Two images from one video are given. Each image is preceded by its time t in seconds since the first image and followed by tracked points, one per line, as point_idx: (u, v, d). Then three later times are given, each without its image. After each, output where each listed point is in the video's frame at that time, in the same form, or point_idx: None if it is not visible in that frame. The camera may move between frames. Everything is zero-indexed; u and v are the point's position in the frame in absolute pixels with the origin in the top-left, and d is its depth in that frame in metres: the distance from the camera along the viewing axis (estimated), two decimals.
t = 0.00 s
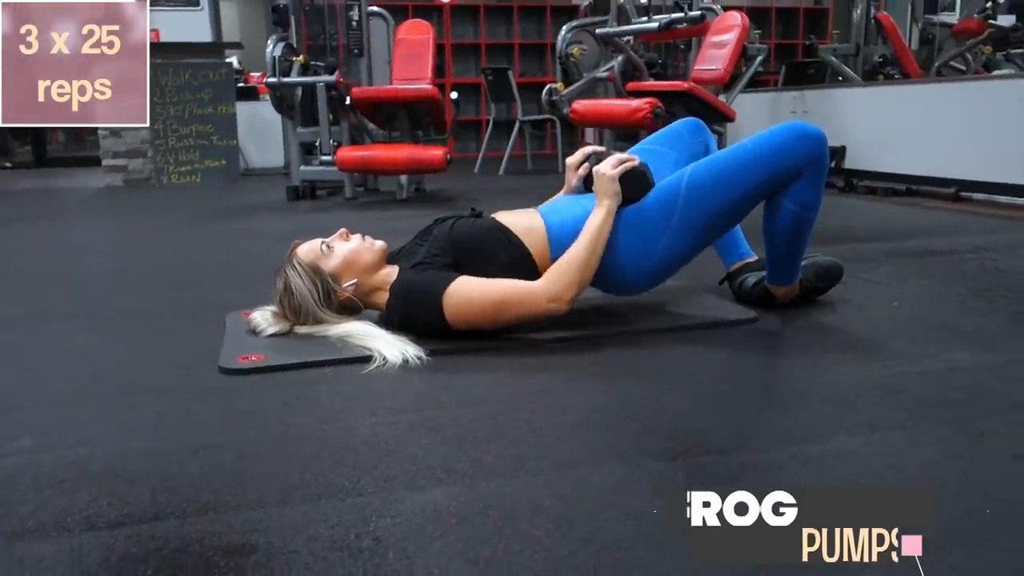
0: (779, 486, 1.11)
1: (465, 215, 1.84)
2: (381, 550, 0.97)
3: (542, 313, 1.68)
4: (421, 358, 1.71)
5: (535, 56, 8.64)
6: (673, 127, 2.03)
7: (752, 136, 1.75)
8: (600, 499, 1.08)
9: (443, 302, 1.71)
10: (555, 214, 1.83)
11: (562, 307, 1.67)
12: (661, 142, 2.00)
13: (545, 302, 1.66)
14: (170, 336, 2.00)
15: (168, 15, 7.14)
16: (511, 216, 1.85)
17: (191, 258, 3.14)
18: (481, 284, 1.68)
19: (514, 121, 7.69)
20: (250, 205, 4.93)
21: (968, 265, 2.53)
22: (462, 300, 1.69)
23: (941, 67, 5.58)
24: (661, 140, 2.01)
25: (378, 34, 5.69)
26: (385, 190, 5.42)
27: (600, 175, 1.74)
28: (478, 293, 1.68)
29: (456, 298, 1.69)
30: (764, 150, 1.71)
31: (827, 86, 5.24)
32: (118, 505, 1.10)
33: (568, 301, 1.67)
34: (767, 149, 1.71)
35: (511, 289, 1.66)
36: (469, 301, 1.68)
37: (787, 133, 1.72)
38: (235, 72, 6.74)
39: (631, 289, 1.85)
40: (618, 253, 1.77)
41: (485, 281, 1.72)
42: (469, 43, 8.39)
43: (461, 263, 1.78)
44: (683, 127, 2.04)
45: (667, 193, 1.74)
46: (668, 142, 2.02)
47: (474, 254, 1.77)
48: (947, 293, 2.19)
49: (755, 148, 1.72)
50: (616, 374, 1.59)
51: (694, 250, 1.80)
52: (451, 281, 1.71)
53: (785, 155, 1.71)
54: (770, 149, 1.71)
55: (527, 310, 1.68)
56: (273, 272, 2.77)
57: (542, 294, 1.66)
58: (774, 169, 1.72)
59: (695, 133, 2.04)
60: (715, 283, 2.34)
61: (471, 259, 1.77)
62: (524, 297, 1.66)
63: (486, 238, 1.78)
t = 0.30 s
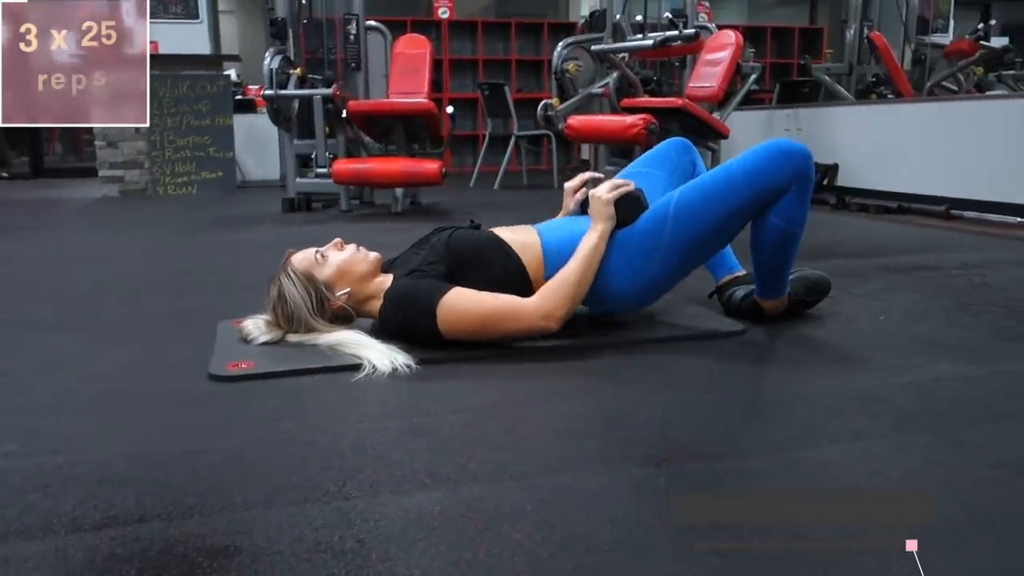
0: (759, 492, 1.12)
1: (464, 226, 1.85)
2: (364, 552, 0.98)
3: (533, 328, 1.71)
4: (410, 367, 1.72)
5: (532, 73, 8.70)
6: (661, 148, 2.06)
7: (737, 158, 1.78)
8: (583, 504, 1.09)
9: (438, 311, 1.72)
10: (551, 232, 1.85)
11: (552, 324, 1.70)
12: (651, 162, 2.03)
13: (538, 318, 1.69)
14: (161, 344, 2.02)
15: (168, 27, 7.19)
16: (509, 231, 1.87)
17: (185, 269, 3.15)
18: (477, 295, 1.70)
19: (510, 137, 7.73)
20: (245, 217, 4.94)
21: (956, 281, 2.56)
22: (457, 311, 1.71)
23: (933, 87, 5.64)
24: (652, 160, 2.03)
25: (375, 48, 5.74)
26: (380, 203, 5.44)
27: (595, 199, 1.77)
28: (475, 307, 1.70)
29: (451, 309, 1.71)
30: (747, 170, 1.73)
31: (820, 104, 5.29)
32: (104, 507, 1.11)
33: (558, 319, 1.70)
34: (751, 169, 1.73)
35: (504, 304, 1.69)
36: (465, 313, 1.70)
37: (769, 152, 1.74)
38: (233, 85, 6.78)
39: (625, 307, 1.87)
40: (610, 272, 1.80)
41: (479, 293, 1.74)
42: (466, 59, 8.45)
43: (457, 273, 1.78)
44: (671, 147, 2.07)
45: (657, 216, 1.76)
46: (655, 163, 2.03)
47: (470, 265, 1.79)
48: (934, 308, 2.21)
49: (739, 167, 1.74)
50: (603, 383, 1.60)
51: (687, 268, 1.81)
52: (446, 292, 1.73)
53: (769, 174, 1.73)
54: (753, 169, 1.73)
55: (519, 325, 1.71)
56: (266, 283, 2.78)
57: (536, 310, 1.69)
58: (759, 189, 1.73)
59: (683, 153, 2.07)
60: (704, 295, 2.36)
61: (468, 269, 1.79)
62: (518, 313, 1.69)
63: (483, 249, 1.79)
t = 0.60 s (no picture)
0: (727, 489, 1.14)
1: (440, 226, 1.88)
2: (335, 544, 1.00)
3: (515, 306, 1.71)
4: (392, 367, 1.74)
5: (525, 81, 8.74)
6: (649, 143, 2.08)
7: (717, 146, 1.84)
8: (554, 499, 1.11)
9: (421, 307, 1.74)
10: (515, 213, 1.86)
11: (534, 298, 1.70)
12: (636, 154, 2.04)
13: (520, 294, 1.69)
14: (147, 344, 2.03)
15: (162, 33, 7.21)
16: (480, 223, 1.90)
17: (174, 272, 3.16)
18: (456, 284, 1.72)
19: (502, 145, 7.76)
20: (236, 222, 4.96)
21: (937, 288, 2.59)
22: (437, 304, 1.72)
23: (921, 97, 5.69)
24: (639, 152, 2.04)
25: (368, 56, 5.78)
26: (372, 209, 5.47)
27: (550, 162, 1.77)
28: (453, 297, 1.71)
29: (430, 303, 1.73)
30: (725, 155, 1.79)
31: (808, 114, 5.35)
32: (82, 500, 1.12)
33: (539, 293, 1.70)
34: (729, 154, 1.79)
35: (482, 287, 1.70)
36: (442, 304, 1.72)
37: (750, 144, 1.81)
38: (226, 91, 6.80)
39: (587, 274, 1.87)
40: (576, 234, 1.79)
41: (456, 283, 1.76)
42: (460, 68, 8.49)
43: (437, 269, 1.81)
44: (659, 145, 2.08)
45: (629, 181, 1.79)
46: (643, 152, 2.05)
47: (450, 262, 1.81)
48: (914, 313, 2.24)
49: (719, 153, 1.80)
50: (581, 384, 1.62)
51: (651, 237, 1.84)
52: (425, 288, 1.75)
53: (748, 164, 1.80)
54: (732, 156, 1.79)
55: (502, 306, 1.70)
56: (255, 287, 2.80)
57: (514, 288, 1.69)
58: (736, 176, 1.79)
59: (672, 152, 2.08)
60: (687, 300, 2.39)
61: (447, 265, 1.81)
62: (496, 293, 1.69)
63: (458, 246, 1.82)
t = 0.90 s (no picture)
0: (703, 481, 1.15)
1: (429, 225, 1.88)
2: (312, 534, 1.00)
3: (502, 312, 1.73)
4: (377, 363, 1.75)
5: (517, 83, 8.75)
6: (637, 145, 2.08)
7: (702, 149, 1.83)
8: (532, 491, 1.12)
9: (406, 306, 1.74)
10: (508, 220, 1.87)
11: (519, 307, 1.71)
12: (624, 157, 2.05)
13: (504, 302, 1.70)
14: (132, 341, 2.03)
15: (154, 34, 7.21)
16: (472, 225, 1.90)
17: (162, 271, 3.16)
18: (444, 287, 1.73)
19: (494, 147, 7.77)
20: (227, 222, 4.95)
21: (921, 287, 2.61)
22: (423, 305, 1.73)
23: (909, 101, 5.73)
24: (627, 155, 2.05)
25: (359, 57, 5.79)
26: (362, 210, 5.48)
27: (546, 175, 1.78)
28: (439, 297, 1.72)
29: (417, 303, 1.74)
30: (710, 161, 1.79)
31: (797, 117, 5.38)
32: (62, 491, 1.13)
33: (525, 302, 1.71)
34: (714, 159, 1.79)
35: (468, 292, 1.71)
36: (429, 306, 1.73)
37: (734, 147, 1.80)
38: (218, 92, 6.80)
39: (582, 287, 1.88)
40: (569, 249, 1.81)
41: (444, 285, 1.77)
42: (452, 70, 8.50)
43: (425, 269, 1.81)
44: (646, 146, 2.09)
45: (618, 193, 1.79)
46: (630, 156, 2.06)
47: (438, 262, 1.81)
48: (897, 312, 2.26)
49: (704, 158, 1.79)
50: (563, 379, 1.63)
51: (643, 248, 1.84)
52: (412, 287, 1.75)
53: (732, 167, 1.79)
54: (717, 161, 1.78)
55: (488, 312, 1.72)
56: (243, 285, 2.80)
57: (500, 295, 1.70)
58: (721, 179, 1.79)
59: (657, 152, 2.09)
60: (673, 298, 2.40)
61: (436, 266, 1.81)
62: (482, 298, 1.71)
63: (448, 247, 1.82)
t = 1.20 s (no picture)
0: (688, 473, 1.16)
1: (431, 222, 1.87)
2: (299, 523, 1.01)
3: (494, 327, 1.75)
4: (368, 356, 1.76)
5: (513, 79, 8.75)
6: (618, 157, 2.09)
7: (685, 161, 1.80)
8: (519, 482, 1.13)
9: (400, 305, 1.75)
10: (518, 236, 1.89)
11: (510, 324, 1.74)
12: (609, 172, 2.06)
13: (497, 318, 1.72)
14: (125, 334, 2.04)
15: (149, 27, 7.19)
16: (478, 230, 1.91)
17: (156, 265, 3.16)
18: (443, 291, 1.73)
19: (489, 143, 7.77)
20: (221, 216, 4.95)
21: (912, 284, 2.62)
22: (421, 303, 1.73)
23: (904, 98, 5.75)
24: (610, 171, 2.06)
25: (355, 52, 5.79)
26: (357, 205, 5.48)
27: (560, 207, 1.81)
28: (437, 301, 1.73)
29: (415, 300, 1.74)
30: (695, 177, 1.76)
31: (792, 114, 5.40)
32: (51, 481, 1.13)
33: (516, 320, 1.74)
34: (698, 175, 1.76)
35: (463, 303, 1.72)
36: (426, 306, 1.73)
37: (716, 159, 1.77)
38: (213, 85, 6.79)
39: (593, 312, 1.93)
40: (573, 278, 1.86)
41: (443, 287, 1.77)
42: (448, 65, 8.49)
43: (423, 267, 1.81)
44: (625, 155, 2.10)
45: (612, 226, 1.80)
46: (613, 173, 2.07)
47: (437, 259, 1.81)
48: (887, 308, 2.27)
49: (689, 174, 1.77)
50: (553, 373, 1.64)
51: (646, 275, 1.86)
52: (412, 284, 1.75)
53: (714, 179, 1.77)
54: (700, 175, 1.76)
55: (480, 324, 1.75)
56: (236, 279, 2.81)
57: (495, 311, 1.72)
58: (706, 191, 1.77)
59: (638, 159, 2.10)
60: (665, 294, 2.41)
61: (436, 264, 1.81)
62: (476, 312, 1.72)
63: (449, 245, 1.82)
